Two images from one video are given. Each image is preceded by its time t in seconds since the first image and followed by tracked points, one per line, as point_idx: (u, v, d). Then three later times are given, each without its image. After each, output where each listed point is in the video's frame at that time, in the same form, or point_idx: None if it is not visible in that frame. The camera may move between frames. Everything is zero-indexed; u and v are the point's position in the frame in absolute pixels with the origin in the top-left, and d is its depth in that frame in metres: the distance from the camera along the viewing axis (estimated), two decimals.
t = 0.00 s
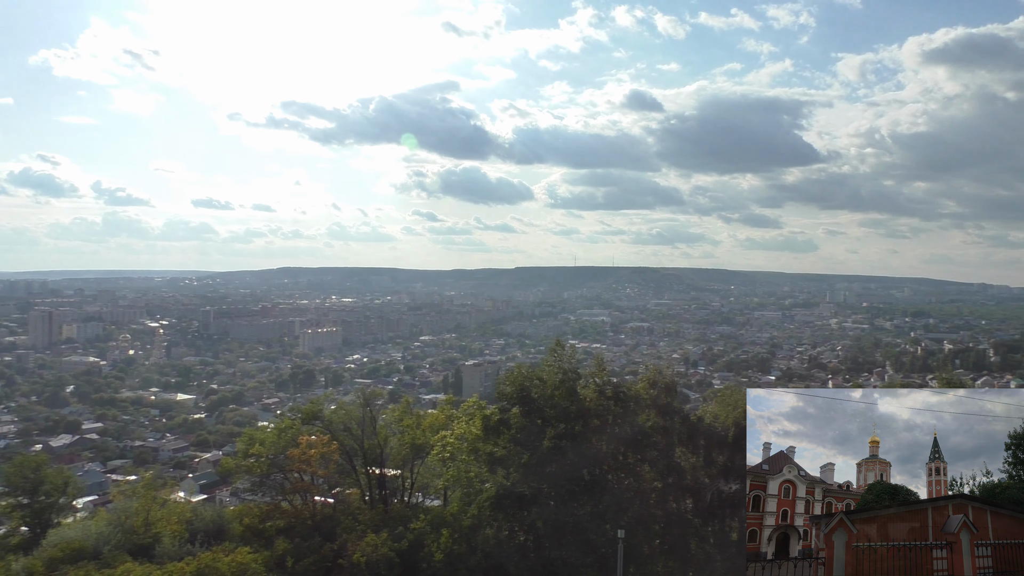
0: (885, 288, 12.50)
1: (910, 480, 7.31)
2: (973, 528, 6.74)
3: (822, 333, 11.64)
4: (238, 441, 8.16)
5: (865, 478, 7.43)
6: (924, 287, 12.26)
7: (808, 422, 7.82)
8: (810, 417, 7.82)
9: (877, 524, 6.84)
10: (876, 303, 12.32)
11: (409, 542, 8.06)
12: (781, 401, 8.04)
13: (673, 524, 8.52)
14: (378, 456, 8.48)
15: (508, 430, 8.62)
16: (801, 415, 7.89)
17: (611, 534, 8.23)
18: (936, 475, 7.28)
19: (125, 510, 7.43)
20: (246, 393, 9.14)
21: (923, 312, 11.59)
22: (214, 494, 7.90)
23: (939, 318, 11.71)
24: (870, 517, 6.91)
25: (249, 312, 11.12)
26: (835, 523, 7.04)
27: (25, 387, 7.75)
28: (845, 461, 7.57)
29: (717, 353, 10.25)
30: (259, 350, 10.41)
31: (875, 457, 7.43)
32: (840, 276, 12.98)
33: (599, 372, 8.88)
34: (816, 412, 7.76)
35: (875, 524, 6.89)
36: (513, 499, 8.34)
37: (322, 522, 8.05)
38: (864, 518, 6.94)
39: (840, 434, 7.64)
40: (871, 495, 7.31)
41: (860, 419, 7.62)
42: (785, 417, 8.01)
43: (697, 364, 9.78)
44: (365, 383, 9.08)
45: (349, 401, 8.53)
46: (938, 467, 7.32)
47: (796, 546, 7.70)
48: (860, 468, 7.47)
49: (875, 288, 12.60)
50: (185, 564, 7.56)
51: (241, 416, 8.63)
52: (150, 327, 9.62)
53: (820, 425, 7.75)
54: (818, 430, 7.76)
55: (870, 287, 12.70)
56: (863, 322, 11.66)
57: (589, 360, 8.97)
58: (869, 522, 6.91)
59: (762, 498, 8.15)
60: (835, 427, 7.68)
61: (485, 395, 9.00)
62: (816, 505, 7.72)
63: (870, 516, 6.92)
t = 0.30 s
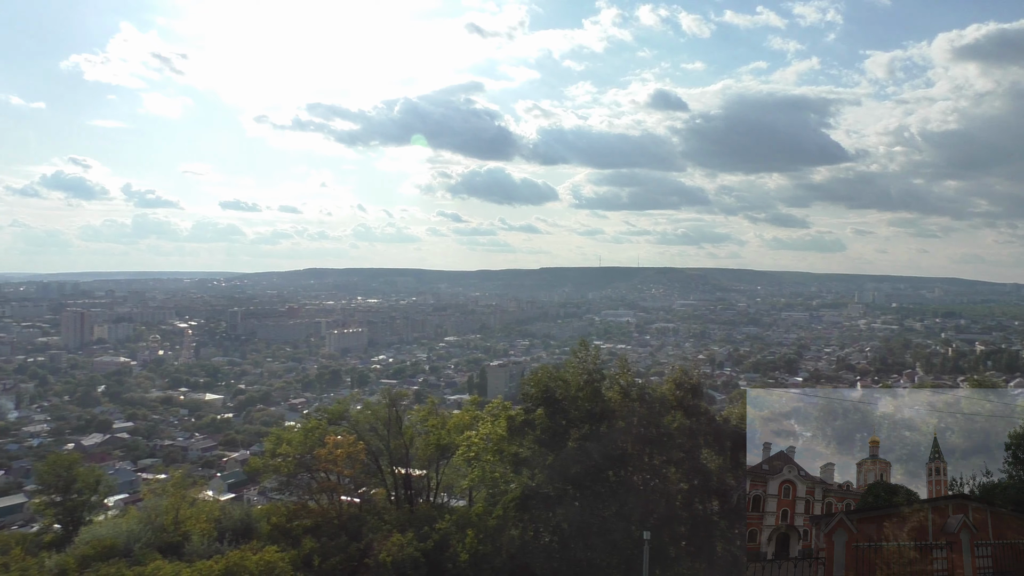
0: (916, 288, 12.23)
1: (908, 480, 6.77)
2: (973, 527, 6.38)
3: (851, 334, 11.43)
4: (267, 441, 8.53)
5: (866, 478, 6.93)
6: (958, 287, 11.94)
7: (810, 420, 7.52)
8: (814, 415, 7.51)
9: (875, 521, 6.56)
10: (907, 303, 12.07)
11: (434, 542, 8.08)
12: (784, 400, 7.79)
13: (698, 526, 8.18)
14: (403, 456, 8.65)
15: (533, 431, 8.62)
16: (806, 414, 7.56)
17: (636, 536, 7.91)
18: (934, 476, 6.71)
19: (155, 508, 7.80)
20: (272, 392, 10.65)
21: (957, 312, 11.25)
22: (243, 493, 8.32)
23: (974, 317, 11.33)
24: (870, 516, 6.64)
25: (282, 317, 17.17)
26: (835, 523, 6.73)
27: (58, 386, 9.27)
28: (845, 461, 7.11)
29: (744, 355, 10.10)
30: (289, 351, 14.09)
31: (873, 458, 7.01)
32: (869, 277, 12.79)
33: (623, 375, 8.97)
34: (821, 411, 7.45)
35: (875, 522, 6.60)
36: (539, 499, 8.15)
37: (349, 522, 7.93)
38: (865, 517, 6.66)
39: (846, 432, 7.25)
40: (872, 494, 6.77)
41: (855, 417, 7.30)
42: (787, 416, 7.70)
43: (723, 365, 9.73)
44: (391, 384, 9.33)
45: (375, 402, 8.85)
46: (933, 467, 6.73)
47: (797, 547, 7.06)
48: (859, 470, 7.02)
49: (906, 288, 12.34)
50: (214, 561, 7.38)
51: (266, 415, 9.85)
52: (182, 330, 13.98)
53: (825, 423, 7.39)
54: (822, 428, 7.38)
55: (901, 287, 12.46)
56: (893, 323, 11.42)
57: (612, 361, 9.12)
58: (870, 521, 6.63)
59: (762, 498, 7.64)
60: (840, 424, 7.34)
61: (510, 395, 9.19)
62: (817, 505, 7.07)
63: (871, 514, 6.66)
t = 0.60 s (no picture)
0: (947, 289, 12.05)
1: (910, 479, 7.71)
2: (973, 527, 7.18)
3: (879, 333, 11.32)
4: (293, 440, 8.47)
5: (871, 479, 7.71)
6: (992, 287, 11.73)
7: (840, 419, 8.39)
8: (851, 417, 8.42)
9: (875, 522, 7.41)
10: (938, 304, 11.91)
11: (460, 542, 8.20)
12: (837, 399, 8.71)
13: (727, 529, 7.96)
14: (429, 456, 8.67)
15: (558, 432, 8.57)
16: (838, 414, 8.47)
17: (663, 537, 7.81)
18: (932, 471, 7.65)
19: (185, 506, 7.98)
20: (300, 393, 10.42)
21: (990, 312, 11.07)
22: (270, 492, 8.26)
23: (1004, 320, 11.14)
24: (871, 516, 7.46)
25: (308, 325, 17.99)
26: (835, 523, 7.49)
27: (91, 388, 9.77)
28: (849, 460, 7.92)
29: (771, 356, 9.92)
30: (314, 353, 14.29)
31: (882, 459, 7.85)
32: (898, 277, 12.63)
33: (649, 376, 8.92)
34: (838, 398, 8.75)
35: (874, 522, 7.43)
36: (565, 499, 8.15)
37: (375, 521, 8.00)
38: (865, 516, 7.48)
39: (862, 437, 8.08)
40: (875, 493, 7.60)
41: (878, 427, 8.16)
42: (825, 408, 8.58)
43: (750, 366, 9.73)
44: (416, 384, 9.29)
45: (401, 402, 8.75)
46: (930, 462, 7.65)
47: (796, 546, 7.71)
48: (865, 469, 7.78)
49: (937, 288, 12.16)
50: (243, 558, 7.39)
51: (293, 414, 10.50)
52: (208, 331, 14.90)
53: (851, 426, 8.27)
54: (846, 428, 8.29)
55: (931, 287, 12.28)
56: (923, 324, 11.28)
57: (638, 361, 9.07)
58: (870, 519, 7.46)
59: (762, 498, 8.03)
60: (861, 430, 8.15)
61: (535, 395, 9.14)
62: (817, 505, 7.75)
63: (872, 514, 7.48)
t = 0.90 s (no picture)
0: (980, 286, 11.77)
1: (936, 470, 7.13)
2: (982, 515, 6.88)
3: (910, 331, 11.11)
4: (320, 438, 8.53)
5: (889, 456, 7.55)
6: None
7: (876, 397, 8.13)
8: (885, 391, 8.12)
9: (895, 519, 7.29)
10: (971, 301, 11.63)
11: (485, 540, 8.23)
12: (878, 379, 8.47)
13: (755, 529, 7.91)
14: (454, 455, 8.68)
15: (584, 432, 8.51)
16: (875, 403, 8.24)
17: (689, 538, 7.72)
18: (916, 439, 7.39)
19: (214, 504, 8.07)
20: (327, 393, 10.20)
21: None
22: (298, 490, 8.40)
23: None
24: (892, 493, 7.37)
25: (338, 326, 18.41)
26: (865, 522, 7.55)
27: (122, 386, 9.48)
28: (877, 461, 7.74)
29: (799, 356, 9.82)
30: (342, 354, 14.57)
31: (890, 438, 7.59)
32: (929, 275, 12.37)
33: (676, 375, 8.88)
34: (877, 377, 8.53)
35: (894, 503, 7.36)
36: (590, 499, 8.13)
37: (401, 519, 8.01)
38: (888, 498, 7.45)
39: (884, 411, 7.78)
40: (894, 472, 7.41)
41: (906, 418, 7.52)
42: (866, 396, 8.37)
43: (778, 365, 9.66)
44: (442, 382, 9.34)
45: (427, 401, 8.80)
46: (911, 425, 7.42)
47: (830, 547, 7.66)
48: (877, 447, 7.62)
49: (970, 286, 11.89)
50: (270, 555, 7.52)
51: (322, 413, 10.24)
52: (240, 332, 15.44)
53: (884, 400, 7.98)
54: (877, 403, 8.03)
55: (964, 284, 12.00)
56: (956, 321, 11.02)
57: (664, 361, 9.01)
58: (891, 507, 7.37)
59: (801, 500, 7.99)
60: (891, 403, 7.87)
61: (560, 395, 9.14)
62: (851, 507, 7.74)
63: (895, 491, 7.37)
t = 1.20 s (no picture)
0: (1015, 285, 11.46)
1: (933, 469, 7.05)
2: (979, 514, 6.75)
3: (942, 330, 10.87)
4: (347, 436, 8.56)
5: (889, 455, 7.48)
6: None
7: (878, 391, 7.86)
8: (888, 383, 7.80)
9: (899, 523, 7.18)
10: (1005, 300, 11.34)
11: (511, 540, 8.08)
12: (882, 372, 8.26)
13: (782, 530, 7.91)
14: (480, 454, 8.68)
15: (609, 433, 8.52)
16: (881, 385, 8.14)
17: (715, 538, 7.74)
18: (916, 440, 7.26)
19: (242, 501, 8.08)
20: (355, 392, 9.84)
21: None
22: (324, 488, 8.49)
23: None
24: (892, 493, 7.37)
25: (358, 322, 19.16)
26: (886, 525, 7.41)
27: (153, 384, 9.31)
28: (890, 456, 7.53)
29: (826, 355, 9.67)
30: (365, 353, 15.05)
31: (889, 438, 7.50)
32: (961, 274, 12.07)
33: (702, 375, 8.83)
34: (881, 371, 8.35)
35: (893, 502, 7.36)
36: (615, 499, 8.11)
37: (427, 517, 8.07)
38: (887, 497, 7.45)
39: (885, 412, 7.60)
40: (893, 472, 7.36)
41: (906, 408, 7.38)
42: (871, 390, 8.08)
43: (804, 365, 9.57)
44: (468, 381, 9.37)
45: (452, 400, 8.86)
46: (911, 426, 7.27)
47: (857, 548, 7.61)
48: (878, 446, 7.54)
49: (1004, 285, 11.58)
50: (298, 553, 7.64)
51: (350, 412, 9.85)
52: (268, 328, 15.96)
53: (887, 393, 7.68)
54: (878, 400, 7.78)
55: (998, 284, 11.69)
56: (989, 320, 10.76)
57: (690, 361, 8.98)
58: (890, 506, 7.35)
59: (830, 501, 7.98)
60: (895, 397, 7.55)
61: (584, 394, 9.12)
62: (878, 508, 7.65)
63: (894, 490, 7.36)
